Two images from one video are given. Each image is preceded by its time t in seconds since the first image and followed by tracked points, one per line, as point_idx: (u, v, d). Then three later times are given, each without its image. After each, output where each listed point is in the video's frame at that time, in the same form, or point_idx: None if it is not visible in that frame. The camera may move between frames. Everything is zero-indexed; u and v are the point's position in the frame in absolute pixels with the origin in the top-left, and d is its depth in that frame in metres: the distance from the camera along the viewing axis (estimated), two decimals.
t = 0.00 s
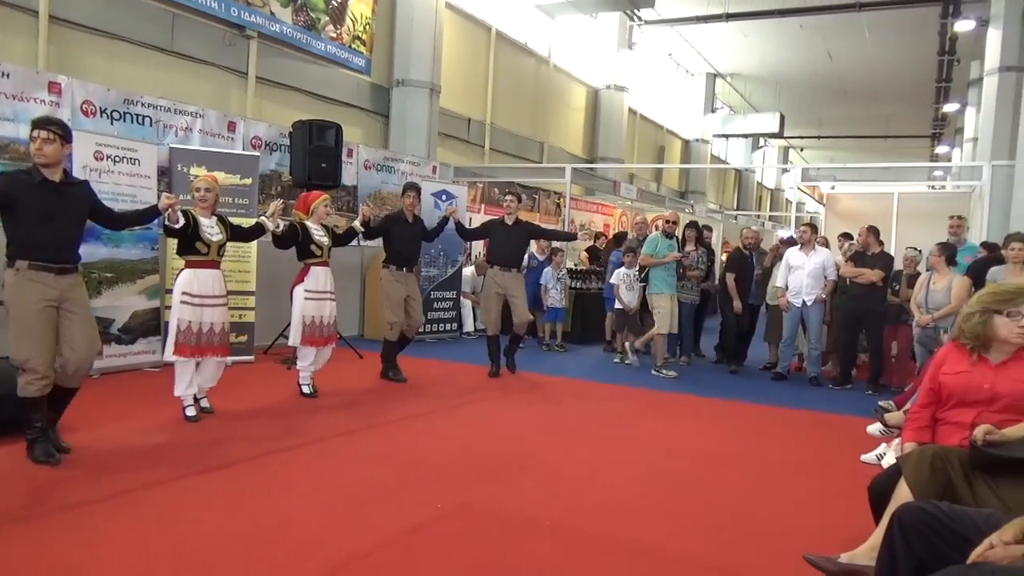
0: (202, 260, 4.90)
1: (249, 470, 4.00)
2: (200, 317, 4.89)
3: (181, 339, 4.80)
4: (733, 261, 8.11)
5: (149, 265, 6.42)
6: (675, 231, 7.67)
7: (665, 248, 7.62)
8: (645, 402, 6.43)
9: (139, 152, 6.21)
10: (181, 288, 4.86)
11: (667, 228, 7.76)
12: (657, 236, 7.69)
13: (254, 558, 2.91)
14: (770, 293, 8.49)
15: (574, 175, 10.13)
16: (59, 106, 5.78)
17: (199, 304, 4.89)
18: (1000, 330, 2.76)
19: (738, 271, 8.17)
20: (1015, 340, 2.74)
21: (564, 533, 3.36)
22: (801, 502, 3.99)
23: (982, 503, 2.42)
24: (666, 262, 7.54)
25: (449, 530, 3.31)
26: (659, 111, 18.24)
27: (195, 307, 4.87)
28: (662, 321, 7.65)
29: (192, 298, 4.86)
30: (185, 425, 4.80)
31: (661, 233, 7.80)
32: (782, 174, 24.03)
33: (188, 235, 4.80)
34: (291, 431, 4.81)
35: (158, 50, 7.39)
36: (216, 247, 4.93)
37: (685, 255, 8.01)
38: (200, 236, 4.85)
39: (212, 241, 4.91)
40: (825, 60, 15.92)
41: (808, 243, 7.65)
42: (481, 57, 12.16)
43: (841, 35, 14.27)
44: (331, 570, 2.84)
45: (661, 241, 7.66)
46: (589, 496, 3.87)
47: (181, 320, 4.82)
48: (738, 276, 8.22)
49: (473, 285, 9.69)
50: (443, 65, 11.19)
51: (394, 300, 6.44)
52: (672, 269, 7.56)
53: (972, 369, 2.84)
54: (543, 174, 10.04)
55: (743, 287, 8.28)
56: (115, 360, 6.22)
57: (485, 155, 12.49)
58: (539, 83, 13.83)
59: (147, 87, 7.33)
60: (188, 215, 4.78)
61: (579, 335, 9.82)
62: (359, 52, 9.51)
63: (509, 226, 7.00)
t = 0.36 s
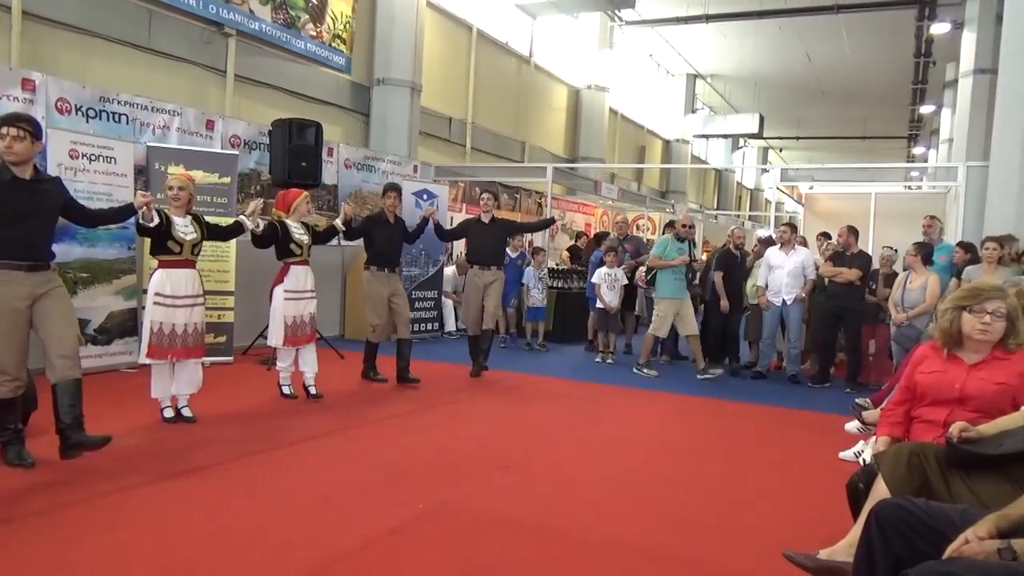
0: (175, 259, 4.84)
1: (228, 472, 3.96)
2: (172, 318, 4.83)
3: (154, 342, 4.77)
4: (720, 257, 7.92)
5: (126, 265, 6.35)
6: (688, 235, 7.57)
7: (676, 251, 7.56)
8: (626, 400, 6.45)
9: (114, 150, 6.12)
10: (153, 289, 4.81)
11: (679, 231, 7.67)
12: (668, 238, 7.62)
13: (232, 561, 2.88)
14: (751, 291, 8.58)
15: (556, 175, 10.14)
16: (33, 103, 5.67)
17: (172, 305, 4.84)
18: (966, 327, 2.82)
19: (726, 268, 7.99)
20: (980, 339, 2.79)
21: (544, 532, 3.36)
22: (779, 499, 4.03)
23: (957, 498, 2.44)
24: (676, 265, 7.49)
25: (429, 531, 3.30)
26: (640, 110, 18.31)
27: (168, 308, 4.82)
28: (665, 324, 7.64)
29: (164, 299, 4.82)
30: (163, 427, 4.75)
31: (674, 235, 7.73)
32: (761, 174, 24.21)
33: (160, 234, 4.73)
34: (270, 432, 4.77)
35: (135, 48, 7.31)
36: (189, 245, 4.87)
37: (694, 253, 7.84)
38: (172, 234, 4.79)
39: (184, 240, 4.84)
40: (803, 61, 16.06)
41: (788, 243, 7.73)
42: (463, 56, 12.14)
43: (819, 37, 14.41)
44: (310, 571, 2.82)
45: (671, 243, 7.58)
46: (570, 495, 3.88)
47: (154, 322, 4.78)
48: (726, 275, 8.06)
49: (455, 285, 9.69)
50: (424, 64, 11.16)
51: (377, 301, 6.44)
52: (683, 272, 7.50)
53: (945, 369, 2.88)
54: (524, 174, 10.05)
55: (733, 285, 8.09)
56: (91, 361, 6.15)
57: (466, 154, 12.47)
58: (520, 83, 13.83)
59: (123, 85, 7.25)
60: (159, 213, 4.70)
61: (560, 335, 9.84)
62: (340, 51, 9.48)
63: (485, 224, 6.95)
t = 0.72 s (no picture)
0: (152, 258, 4.78)
1: (207, 473, 3.92)
2: (151, 318, 4.78)
3: (134, 342, 4.71)
4: (715, 252, 7.91)
5: (103, 264, 6.27)
6: (707, 234, 7.55)
7: (694, 251, 7.52)
8: (608, 399, 6.47)
9: (91, 148, 6.04)
10: (130, 290, 4.77)
11: (698, 231, 7.65)
12: (686, 238, 7.58)
13: (212, 563, 2.85)
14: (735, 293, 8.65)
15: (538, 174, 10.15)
16: (7, 100, 5.58)
17: (149, 305, 4.79)
18: (931, 324, 2.89)
19: (725, 264, 8.02)
20: (945, 335, 2.84)
21: (526, 531, 3.36)
22: (760, 497, 4.06)
23: (933, 494, 2.46)
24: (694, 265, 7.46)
25: (411, 531, 3.28)
26: (622, 110, 18.37)
27: (146, 308, 4.78)
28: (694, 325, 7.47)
29: (141, 299, 4.77)
30: (140, 429, 4.68)
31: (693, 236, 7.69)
32: (741, 174, 24.39)
33: (136, 233, 4.67)
34: (250, 433, 4.73)
35: (112, 45, 7.22)
36: (165, 245, 4.81)
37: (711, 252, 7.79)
38: (148, 234, 4.72)
39: (161, 240, 4.79)
40: (783, 62, 16.18)
41: (767, 243, 7.81)
42: (445, 55, 12.12)
43: (798, 38, 14.53)
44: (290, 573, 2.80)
45: (690, 243, 7.54)
46: (553, 494, 3.89)
47: (132, 323, 4.73)
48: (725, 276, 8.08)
49: (434, 281, 9.73)
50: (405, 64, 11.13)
51: (358, 299, 6.40)
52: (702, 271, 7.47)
53: (917, 369, 2.94)
54: (506, 173, 10.05)
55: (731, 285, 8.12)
56: (68, 362, 6.06)
57: (448, 154, 12.44)
58: (502, 82, 13.83)
59: (100, 82, 7.15)
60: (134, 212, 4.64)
61: (542, 335, 9.85)
62: (321, 49, 9.43)
63: (469, 223, 6.96)
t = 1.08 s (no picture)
0: (129, 258, 4.72)
1: (183, 475, 3.86)
2: (128, 318, 4.71)
3: (111, 342, 4.65)
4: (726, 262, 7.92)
5: (75, 263, 6.17)
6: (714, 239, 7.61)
7: (701, 256, 7.60)
8: (586, 398, 6.48)
9: (63, 145, 5.91)
10: (106, 289, 4.67)
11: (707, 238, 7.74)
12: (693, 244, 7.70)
13: (187, 565, 2.82)
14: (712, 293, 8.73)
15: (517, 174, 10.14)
16: None
17: (127, 305, 4.71)
18: (906, 321, 2.95)
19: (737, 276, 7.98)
20: (918, 332, 2.90)
21: (504, 530, 3.36)
22: (737, 494, 4.09)
23: (907, 491, 2.50)
24: (700, 269, 7.50)
25: (389, 531, 3.27)
26: (601, 110, 18.43)
27: (123, 307, 4.69)
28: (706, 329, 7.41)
29: (118, 298, 4.68)
30: (113, 430, 4.61)
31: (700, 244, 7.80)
32: (719, 174, 24.55)
33: (111, 232, 4.61)
34: (226, 434, 4.68)
35: (85, 40, 7.11)
36: (141, 244, 4.75)
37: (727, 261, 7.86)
38: (124, 233, 4.66)
39: (137, 239, 4.72)
40: (760, 63, 16.32)
41: (745, 242, 7.87)
42: (423, 54, 12.08)
43: (774, 39, 14.67)
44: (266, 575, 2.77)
45: (697, 249, 7.65)
46: (531, 493, 3.89)
47: (108, 322, 4.64)
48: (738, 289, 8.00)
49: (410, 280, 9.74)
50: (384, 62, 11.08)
51: (333, 299, 6.36)
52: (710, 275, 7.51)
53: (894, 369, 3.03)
54: (485, 173, 10.04)
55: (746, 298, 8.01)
56: (39, 363, 5.95)
57: (427, 152, 12.40)
58: (481, 82, 13.82)
59: (72, 78, 7.04)
60: (109, 210, 4.58)
61: (521, 334, 9.86)
62: (298, 47, 9.37)
63: (454, 223, 6.94)
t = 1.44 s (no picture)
0: (97, 255, 4.63)
1: (155, 477, 3.80)
2: (96, 316, 4.63)
3: (78, 339, 4.58)
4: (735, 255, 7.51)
5: (42, 262, 6.05)
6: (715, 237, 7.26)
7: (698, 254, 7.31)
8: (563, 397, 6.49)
9: (29, 142, 5.81)
10: (73, 286, 4.59)
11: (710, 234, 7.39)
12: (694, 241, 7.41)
13: (160, 568, 2.77)
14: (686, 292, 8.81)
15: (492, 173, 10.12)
16: None
17: (94, 302, 4.63)
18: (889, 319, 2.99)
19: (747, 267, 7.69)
20: (899, 331, 2.94)
21: (482, 529, 3.35)
22: (711, 491, 4.13)
23: (878, 486, 2.53)
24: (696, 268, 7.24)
25: (366, 531, 3.25)
26: (576, 110, 18.48)
27: (91, 305, 4.61)
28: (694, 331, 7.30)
29: (86, 296, 4.60)
30: (83, 432, 4.52)
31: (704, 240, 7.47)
32: (693, 173, 24.73)
33: (78, 229, 4.52)
34: (199, 435, 4.61)
35: (52, 35, 6.98)
36: (110, 242, 4.67)
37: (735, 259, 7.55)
38: (92, 230, 4.57)
39: (105, 236, 4.63)
40: (733, 64, 16.46)
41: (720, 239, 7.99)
42: (399, 52, 12.02)
43: (747, 40, 14.81)
44: None
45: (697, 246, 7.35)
46: (508, 492, 3.88)
47: (76, 320, 4.57)
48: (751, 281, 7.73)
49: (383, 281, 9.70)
50: (358, 61, 11.01)
51: (298, 299, 6.27)
52: (708, 276, 7.20)
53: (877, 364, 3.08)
54: (460, 172, 10.02)
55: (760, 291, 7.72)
56: (5, 364, 5.82)
57: (402, 151, 12.34)
58: (457, 80, 13.79)
59: (39, 74, 6.90)
60: (76, 207, 4.51)
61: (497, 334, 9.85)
62: (271, 44, 9.26)
63: (429, 222, 6.91)
